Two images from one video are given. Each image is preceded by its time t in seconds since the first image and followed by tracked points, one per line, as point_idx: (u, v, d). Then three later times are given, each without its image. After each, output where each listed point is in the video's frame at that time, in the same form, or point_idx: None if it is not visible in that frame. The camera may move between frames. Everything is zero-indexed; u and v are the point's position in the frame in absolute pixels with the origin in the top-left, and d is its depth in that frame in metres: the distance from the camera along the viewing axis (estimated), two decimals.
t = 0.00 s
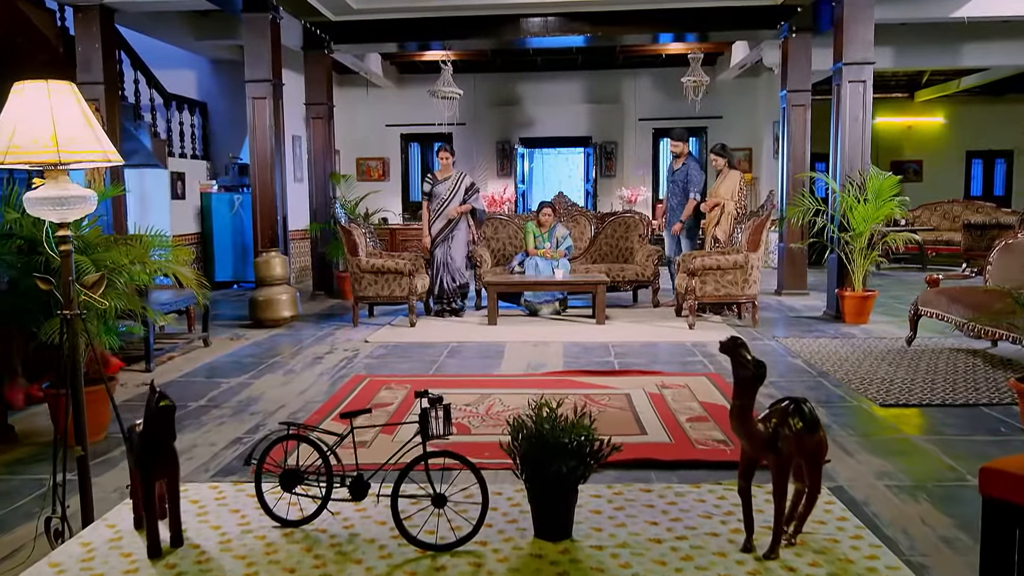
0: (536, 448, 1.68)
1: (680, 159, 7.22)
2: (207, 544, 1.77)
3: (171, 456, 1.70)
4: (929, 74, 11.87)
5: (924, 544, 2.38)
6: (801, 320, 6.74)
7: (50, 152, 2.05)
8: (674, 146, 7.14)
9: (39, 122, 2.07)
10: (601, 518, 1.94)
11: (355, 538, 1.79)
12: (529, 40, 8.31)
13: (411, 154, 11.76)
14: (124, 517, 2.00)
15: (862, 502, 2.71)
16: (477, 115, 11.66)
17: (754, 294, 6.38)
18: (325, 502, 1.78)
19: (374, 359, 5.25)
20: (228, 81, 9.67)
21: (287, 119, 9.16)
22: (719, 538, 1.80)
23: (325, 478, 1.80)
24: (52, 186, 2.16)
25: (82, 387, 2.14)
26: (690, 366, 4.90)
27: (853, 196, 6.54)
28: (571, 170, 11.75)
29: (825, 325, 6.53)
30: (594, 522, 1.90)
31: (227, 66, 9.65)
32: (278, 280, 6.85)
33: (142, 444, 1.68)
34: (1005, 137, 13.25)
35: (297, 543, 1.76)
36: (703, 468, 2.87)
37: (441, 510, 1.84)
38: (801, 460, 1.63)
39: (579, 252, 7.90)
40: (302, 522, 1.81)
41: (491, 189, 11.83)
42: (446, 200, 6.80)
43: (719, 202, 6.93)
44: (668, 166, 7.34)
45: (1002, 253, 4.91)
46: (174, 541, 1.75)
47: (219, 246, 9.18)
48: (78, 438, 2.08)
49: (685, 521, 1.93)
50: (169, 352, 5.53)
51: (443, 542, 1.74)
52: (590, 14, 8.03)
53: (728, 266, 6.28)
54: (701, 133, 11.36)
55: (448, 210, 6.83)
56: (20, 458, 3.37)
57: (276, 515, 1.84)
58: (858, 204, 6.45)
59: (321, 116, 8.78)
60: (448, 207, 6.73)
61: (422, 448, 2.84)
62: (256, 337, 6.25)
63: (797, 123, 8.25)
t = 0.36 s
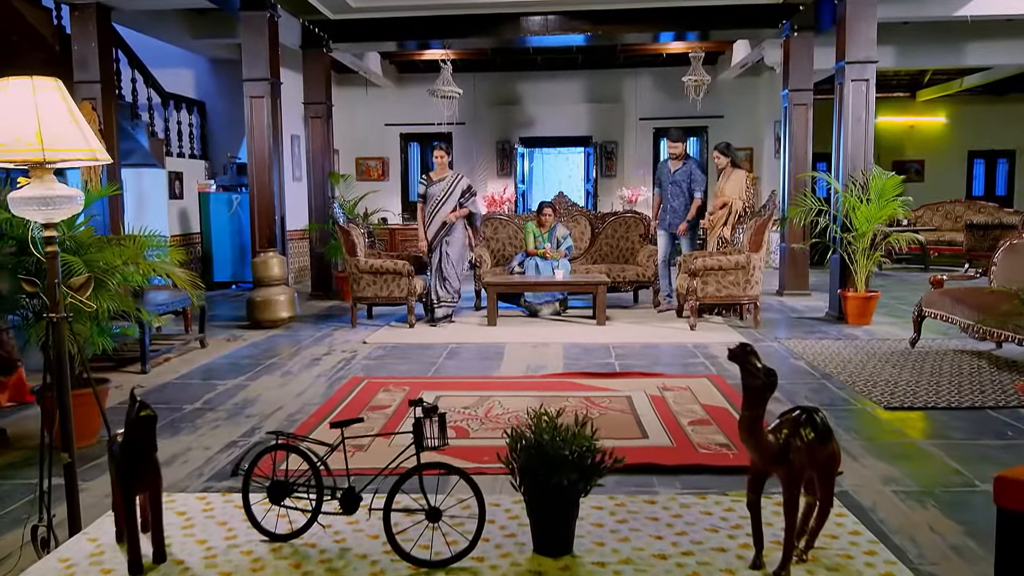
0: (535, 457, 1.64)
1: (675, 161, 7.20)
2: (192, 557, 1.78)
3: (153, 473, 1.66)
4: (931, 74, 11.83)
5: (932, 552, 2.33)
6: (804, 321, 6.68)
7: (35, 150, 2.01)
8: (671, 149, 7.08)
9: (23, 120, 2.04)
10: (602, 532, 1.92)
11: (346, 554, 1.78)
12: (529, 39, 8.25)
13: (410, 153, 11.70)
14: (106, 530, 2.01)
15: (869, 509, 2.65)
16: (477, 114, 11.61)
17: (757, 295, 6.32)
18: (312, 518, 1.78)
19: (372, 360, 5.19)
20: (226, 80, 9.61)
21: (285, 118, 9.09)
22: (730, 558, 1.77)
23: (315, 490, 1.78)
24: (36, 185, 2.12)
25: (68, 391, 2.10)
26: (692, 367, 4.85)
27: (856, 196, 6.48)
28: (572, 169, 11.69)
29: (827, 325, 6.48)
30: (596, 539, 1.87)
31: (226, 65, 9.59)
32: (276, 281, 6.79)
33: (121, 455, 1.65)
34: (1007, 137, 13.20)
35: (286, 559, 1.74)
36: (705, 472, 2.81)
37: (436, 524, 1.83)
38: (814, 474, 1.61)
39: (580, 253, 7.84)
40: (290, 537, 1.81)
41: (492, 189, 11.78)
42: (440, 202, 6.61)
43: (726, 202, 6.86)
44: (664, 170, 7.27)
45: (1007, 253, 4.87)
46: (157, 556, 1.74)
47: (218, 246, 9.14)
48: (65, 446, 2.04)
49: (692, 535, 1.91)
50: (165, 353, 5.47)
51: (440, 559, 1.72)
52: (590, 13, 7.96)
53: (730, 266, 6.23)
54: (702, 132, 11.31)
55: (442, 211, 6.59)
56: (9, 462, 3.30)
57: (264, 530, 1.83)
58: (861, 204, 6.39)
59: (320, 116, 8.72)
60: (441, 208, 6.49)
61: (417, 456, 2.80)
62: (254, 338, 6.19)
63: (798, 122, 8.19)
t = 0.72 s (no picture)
0: (534, 470, 1.59)
1: (662, 160, 6.94)
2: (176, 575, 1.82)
3: (136, 489, 1.62)
4: (933, 73, 11.77)
5: (942, 560, 2.27)
6: (806, 323, 6.64)
7: (18, 148, 1.98)
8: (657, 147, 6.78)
9: (6, 117, 2.01)
10: (606, 547, 1.97)
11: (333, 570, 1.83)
12: (529, 37, 8.19)
13: (410, 153, 11.64)
14: (87, 545, 2.01)
15: (877, 516, 2.60)
16: (476, 114, 11.55)
17: (759, 296, 6.26)
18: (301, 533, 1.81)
19: (370, 362, 5.14)
20: (224, 79, 9.56)
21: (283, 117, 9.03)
22: None
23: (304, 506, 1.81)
24: (20, 183, 2.09)
25: (54, 396, 2.06)
26: (694, 369, 4.79)
27: (859, 196, 6.42)
28: (572, 169, 11.63)
29: (830, 326, 6.43)
30: (599, 555, 1.92)
31: (224, 64, 9.54)
32: (274, 281, 6.72)
33: (103, 467, 1.61)
34: (1009, 137, 13.13)
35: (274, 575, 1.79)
36: (707, 478, 2.75)
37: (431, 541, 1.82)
38: (828, 489, 1.56)
39: (580, 253, 7.78)
40: (278, 553, 1.86)
41: (492, 189, 11.71)
42: (434, 197, 6.23)
43: (721, 200, 6.82)
44: (651, 169, 6.96)
45: (1012, 254, 4.81)
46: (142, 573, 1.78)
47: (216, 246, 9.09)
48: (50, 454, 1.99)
49: (698, 552, 1.95)
50: (161, 355, 5.41)
51: None
52: (592, 11, 7.88)
53: (732, 267, 6.17)
54: (704, 132, 11.24)
55: (437, 206, 6.26)
56: None
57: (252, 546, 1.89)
58: (865, 204, 6.33)
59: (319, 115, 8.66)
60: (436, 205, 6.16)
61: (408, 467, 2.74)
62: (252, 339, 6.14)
63: (800, 122, 8.14)
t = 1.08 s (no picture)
0: (533, 485, 1.52)
1: (655, 160, 6.87)
2: None
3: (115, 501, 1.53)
4: (935, 72, 11.71)
5: (952, 569, 2.21)
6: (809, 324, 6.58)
7: None
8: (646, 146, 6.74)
9: None
10: (608, 568, 1.93)
11: None
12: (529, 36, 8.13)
13: (409, 152, 11.58)
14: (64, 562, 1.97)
15: (885, 523, 2.54)
16: (476, 113, 11.48)
17: (761, 296, 6.21)
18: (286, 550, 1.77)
19: (368, 363, 5.08)
20: (222, 78, 9.49)
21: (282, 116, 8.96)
22: None
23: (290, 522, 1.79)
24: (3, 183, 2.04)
25: (38, 401, 1.99)
26: (696, 371, 4.73)
27: (862, 195, 6.36)
28: (572, 168, 11.57)
29: (833, 327, 6.37)
30: None
31: (223, 63, 9.47)
32: (271, 281, 6.65)
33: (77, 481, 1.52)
34: (1011, 137, 13.08)
35: None
36: (711, 484, 2.69)
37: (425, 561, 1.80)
38: (845, 505, 1.49)
39: (581, 253, 7.72)
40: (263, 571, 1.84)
41: (491, 189, 11.65)
42: (429, 197, 5.99)
43: (720, 199, 6.77)
44: (644, 169, 6.89)
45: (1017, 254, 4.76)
46: None
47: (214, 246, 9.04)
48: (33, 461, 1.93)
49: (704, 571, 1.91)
50: (157, 356, 5.35)
51: None
52: (593, 9, 7.82)
53: (734, 267, 6.10)
54: (704, 131, 11.18)
55: (433, 207, 6.01)
56: None
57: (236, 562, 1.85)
58: (868, 204, 6.26)
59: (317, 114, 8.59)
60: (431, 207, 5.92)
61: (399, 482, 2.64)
62: (249, 340, 6.09)
63: (802, 121, 8.07)
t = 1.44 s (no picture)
0: (533, 501, 1.46)
1: (655, 159, 6.80)
2: None
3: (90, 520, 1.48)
4: (938, 71, 11.64)
5: None
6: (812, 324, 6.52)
7: None
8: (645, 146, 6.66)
9: None
10: None
11: None
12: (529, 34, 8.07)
13: (409, 152, 11.51)
14: None
15: (894, 530, 2.47)
16: (476, 112, 11.41)
17: (764, 296, 6.15)
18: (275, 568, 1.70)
19: (366, 365, 5.01)
20: (221, 76, 9.43)
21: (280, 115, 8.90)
22: None
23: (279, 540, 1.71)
24: None
25: (20, 406, 1.93)
26: (698, 372, 4.66)
27: (866, 195, 6.29)
28: (573, 168, 11.51)
29: (836, 328, 6.30)
30: None
31: (221, 61, 9.41)
32: (269, 281, 6.59)
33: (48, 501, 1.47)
34: (1014, 136, 13.01)
35: None
36: (716, 490, 2.63)
37: None
38: (865, 523, 1.45)
39: (581, 253, 7.66)
40: None
41: (491, 189, 11.59)
42: (427, 196, 5.88)
43: (721, 200, 6.68)
44: (645, 169, 6.84)
45: None
46: None
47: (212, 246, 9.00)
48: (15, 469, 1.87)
49: None
50: (153, 357, 5.29)
51: None
52: (593, 7, 7.76)
53: (736, 267, 6.04)
54: (705, 130, 11.14)
55: (430, 207, 5.89)
56: None
57: None
58: (872, 203, 6.19)
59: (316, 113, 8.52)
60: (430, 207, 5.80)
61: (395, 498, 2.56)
62: (246, 340, 6.02)
63: (805, 119, 8.00)
